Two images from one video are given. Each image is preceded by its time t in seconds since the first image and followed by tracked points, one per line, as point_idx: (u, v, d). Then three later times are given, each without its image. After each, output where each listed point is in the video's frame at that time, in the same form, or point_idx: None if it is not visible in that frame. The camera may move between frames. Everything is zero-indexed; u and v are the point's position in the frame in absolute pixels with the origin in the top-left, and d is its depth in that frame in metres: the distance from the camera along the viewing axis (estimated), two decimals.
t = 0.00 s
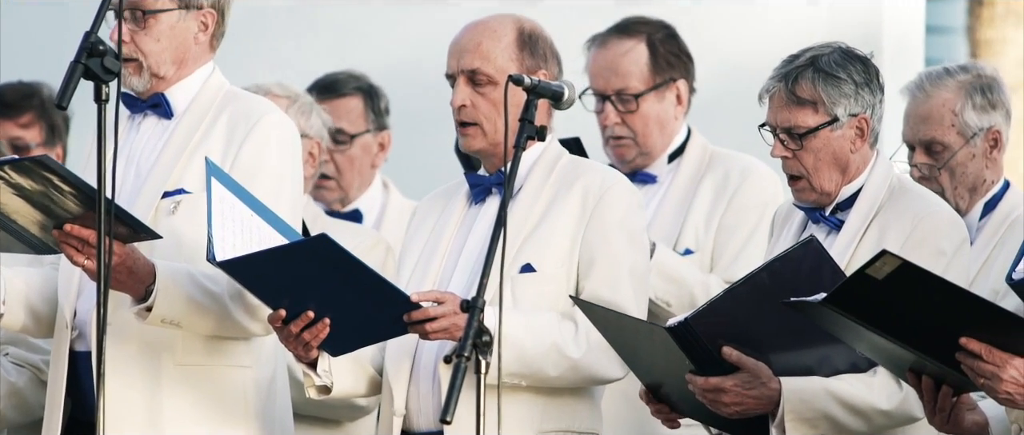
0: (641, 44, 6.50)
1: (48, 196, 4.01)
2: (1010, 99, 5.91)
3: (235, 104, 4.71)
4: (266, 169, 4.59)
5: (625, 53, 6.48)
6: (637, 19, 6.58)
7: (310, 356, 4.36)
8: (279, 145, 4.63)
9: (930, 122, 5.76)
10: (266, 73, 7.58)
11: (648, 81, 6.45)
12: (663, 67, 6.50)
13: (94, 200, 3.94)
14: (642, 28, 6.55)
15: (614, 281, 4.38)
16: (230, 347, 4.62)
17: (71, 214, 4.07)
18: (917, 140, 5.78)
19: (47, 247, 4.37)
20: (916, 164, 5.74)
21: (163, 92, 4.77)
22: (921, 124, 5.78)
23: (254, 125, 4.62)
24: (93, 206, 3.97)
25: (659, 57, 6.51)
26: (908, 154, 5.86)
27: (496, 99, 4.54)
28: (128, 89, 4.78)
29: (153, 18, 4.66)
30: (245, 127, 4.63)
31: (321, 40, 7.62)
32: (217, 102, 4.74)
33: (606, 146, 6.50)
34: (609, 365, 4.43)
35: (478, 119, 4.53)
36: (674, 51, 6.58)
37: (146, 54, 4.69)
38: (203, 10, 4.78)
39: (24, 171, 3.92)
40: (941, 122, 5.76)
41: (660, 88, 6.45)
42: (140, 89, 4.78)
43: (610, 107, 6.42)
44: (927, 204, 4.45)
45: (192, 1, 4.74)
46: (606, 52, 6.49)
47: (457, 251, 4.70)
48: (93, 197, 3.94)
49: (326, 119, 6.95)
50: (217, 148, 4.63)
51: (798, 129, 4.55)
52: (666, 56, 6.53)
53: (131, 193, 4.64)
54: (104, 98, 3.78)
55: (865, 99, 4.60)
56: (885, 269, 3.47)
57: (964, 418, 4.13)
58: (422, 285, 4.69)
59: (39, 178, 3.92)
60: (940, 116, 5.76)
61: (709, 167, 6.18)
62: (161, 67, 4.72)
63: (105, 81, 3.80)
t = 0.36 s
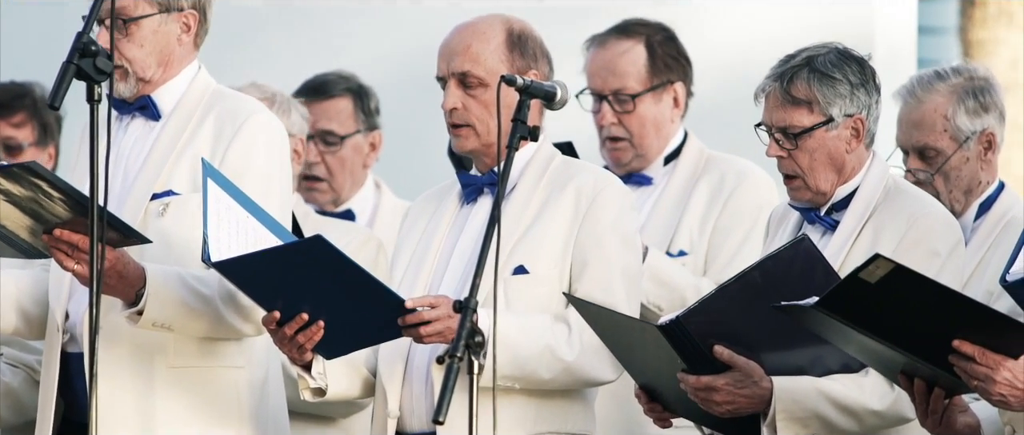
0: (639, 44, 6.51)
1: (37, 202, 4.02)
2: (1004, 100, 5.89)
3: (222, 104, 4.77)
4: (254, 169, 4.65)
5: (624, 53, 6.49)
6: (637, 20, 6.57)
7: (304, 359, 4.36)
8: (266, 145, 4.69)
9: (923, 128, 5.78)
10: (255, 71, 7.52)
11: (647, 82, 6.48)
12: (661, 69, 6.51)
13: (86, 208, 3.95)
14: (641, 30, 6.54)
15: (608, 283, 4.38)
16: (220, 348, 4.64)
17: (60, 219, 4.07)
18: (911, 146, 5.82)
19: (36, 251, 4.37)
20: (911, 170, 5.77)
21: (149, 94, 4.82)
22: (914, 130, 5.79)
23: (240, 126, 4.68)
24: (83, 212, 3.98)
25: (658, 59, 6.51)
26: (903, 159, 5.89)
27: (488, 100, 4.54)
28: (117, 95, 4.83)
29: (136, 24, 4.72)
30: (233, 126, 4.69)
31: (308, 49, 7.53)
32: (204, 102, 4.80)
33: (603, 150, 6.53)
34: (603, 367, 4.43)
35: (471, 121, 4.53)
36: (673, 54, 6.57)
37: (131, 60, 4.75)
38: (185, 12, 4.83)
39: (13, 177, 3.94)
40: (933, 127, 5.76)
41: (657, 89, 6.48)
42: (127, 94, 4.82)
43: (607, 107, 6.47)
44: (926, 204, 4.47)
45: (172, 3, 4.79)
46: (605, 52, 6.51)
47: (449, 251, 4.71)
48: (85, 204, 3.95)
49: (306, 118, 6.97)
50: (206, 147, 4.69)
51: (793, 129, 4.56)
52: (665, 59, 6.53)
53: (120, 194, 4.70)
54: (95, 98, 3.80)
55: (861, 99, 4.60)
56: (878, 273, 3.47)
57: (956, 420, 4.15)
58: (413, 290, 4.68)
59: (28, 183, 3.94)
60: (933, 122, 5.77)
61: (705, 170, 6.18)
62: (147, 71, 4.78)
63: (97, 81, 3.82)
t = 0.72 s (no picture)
0: (637, 44, 6.55)
1: (31, 206, 4.02)
2: (998, 99, 5.93)
3: (212, 104, 4.76)
4: (246, 170, 4.66)
5: (622, 52, 6.53)
6: (635, 20, 6.62)
7: (299, 358, 4.35)
8: (257, 144, 4.69)
9: (917, 127, 5.77)
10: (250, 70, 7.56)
11: (644, 82, 6.50)
12: (658, 68, 6.55)
13: (79, 211, 3.94)
14: (639, 29, 6.59)
15: (602, 284, 4.38)
16: (213, 349, 4.66)
17: (53, 223, 4.06)
18: (905, 146, 5.80)
19: (29, 254, 4.35)
20: (905, 170, 5.76)
21: (139, 94, 4.81)
22: (908, 130, 5.79)
23: (231, 127, 4.68)
24: (77, 215, 3.97)
25: (654, 59, 6.55)
26: (897, 159, 5.87)
27: (482, 100, 4.53)
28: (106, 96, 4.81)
29: (126, 25, 4.70)
30: (224, 125, 4.69)
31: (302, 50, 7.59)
32: (193, 102, 4.79)
33: (600, 148, 6.53)
34: (598, 368, 4.43)
35: (464, 121, 4.52)
36: (671, 54, 6.63)
37: (121, 60, 4.73)
38: (175, 12, 4.82)
39: (5, 181, 3.94)
40: (927, 127, 5.76)
41: (654, 89, 6.50)
42: (117, 94, 4.81)
43: (604, 106, 6.47)
44: (927, 207, 4.48)
45: (162, 3, 4.77)
46: (603, 51, 6.56)
47: (442, 252, 4.70)
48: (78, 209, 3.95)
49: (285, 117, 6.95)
50: (196, 148, 4.69)
51: (797, 122, 4.54)
52: (661, 59, 6.57)
53: (113, 196, 4.69)
54: (89, 98, 3.85)
55: (867, 100, 4.59)
56: (873, 273, 3.48)
57: (951, 421, 4.13)
58: (406, 291, 4.67)
59: (21, 187, 3.93)
60: (926, 122, 5.77)
61: (701, 171, 6.18)
62: (137, 71, 4.76)
63: (92, 81, 3.85)
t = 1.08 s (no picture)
0: (629, 43, 6.54)
1: (24, 207, 4.02)
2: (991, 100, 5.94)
3: (205, 104, 4.77)
4: (240, 173, 4.66)
5: (614, 51, 6.52)
6: (628, 19, 6.61)
7: (292, 357, 4.35)
8: (250, 145, 4.70)
9: (910, 126, 5.79)
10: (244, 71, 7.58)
11: (635, 81, 6.50)
12: (650, 67, 6.55)
13: (72, 212, 3.94)
14: (631, 28, 6.58)
15: (595, 284, 4.38)
16: (206, 349, 4.66)
17: (47, 224, 4.06)
18: (898, 144, 5.81)
19: (22, 255, 4.34)
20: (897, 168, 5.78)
21: (131, 94, 4.81)
22: (901, 129, 5.80)
23: (224, 127, 4.68)
24: (70, 217, 3.97)
25: (646, 59, 6.54)
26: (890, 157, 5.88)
27: (474, 100, 4.52)
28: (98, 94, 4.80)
29: (119, 24, 4.69)
30: (217, 125, 4.69)
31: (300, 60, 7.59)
32: (186, 102, 4.79)
33: (591, 148, 6.52)
34: (591, 368, 4.43)
35: (456, 121, 4.52)
36: (662, 53, 6.62)
37: (113, 60, 4.72)
38: (168, 11, 4.82)
39: None
40: (920, 126, 5.78)
41: (646, 89, 6.49)
42: (109, 94, 4.80)
43: (596, 106, 6.46)
44: (930, 207, 4.48)
45: (155, 3, 4.76)
46: (595, 49, 6.55)
47: (434, 251, 4.69)
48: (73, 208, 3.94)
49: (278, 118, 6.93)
50: (188, 148, 4.69)
51: (807, 106, 4.56)
52: (654, 58, 6.57)
53: (105, 196, 4.69)
54: (82, 97, 3.85)
55: (880, 99, 4.60)
56: (867, 273, 3.49)
57: (947, 420, 4.15)
58: (399, 292, 4.66)
59: (14, 188, 3.93)
60: (919, 121, 5.78)
61: (693, 170, 6.18)
62: (130, 71, 4.76)
63: (85, 81, 3.84)
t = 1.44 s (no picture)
0: (618, 45, 6.54)
1: (19, 208, 4.01)
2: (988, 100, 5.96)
3: (201, 104, 4.77)
4: (234, 174, 4.66)
5: (603, 52, 6.52)
6: (616, 20, 6.61)
7: (289, 363, 4.35)
8: (244, 145, 4.70)
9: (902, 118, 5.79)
10: (236, 71, 7.56)
11: (625, 82, 6.49)
12: (640, 69, 6.54)
13: (66, 212, 3.93)
14: (620, 29, 6.58)
15: (590, 284, 4.38)
16: (200, 350, 4.68)
17: (42, 225, 4.05)
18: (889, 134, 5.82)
19: (15, 256, 4.32)
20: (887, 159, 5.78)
21: (126, 94, 4.81)
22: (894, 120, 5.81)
23: (218, 128, 4.68)
24: (65, 218, 3.97)
25: (637, 61, 6.54)
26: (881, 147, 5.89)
27: (467, 100, 4.52)
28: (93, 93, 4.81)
29: (114, 23, 4.71)
30: (210, 128, 4.69)
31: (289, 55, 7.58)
32: (181, 103, 4.80)
33: (582, 148, 6.53)
34: (587, 367, 4.42)
35: (449, 121, 4.52)
36: (652, 53, 6.62)
37: (108, 59, 4.73)
38: (163, 11, 4.84)
39: None
40: (913, 119, 5.79)
41: (636, 89, 6.49)
42: (104, 93, 4.82)
43: (586, 107, 6.46)
44: (930, 206, 4.47)
45: (151, 2, 4.79)
46: (585, 51, 6.53)
47: (429, 251, 4.69)
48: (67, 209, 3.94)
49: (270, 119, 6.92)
50: (183, 149, 4.69)
51: (807, 106, 4.58)
52: (644, 58, 6.57)
53: (99, 198, 4.71)
54: (76, 97, 3.83)
55: (880, 100, 4.61)
56: (865, 270, 3.50)
57: (943, 421, 4.17)
58: (392, 295, 4.65)
59: (8, 188, 3.92)
60: (912, 113, 5.79)
61: (685, 170, 6.18)
62: (124, 70, 4.76)
63: (79, 81, 3.84)
